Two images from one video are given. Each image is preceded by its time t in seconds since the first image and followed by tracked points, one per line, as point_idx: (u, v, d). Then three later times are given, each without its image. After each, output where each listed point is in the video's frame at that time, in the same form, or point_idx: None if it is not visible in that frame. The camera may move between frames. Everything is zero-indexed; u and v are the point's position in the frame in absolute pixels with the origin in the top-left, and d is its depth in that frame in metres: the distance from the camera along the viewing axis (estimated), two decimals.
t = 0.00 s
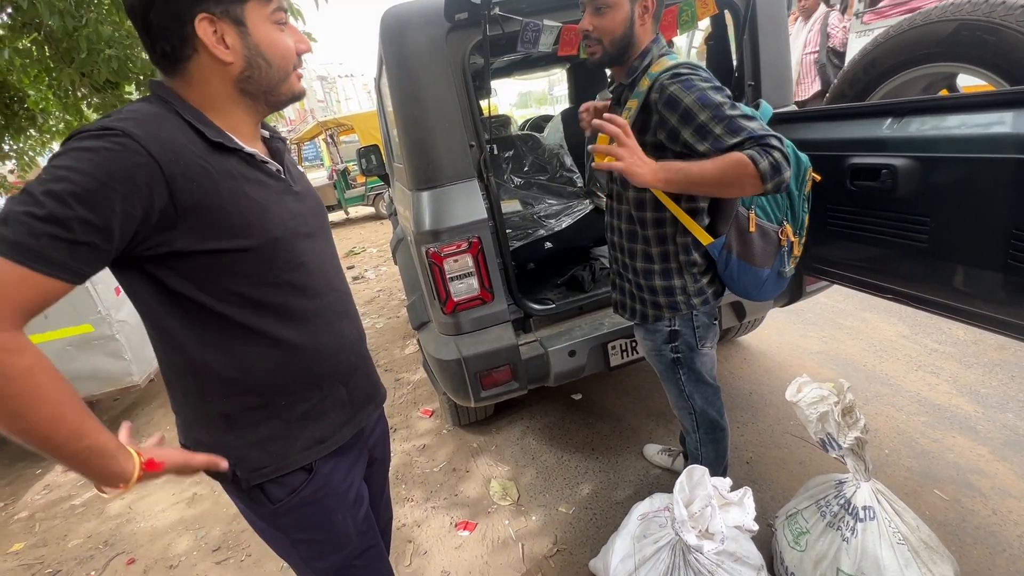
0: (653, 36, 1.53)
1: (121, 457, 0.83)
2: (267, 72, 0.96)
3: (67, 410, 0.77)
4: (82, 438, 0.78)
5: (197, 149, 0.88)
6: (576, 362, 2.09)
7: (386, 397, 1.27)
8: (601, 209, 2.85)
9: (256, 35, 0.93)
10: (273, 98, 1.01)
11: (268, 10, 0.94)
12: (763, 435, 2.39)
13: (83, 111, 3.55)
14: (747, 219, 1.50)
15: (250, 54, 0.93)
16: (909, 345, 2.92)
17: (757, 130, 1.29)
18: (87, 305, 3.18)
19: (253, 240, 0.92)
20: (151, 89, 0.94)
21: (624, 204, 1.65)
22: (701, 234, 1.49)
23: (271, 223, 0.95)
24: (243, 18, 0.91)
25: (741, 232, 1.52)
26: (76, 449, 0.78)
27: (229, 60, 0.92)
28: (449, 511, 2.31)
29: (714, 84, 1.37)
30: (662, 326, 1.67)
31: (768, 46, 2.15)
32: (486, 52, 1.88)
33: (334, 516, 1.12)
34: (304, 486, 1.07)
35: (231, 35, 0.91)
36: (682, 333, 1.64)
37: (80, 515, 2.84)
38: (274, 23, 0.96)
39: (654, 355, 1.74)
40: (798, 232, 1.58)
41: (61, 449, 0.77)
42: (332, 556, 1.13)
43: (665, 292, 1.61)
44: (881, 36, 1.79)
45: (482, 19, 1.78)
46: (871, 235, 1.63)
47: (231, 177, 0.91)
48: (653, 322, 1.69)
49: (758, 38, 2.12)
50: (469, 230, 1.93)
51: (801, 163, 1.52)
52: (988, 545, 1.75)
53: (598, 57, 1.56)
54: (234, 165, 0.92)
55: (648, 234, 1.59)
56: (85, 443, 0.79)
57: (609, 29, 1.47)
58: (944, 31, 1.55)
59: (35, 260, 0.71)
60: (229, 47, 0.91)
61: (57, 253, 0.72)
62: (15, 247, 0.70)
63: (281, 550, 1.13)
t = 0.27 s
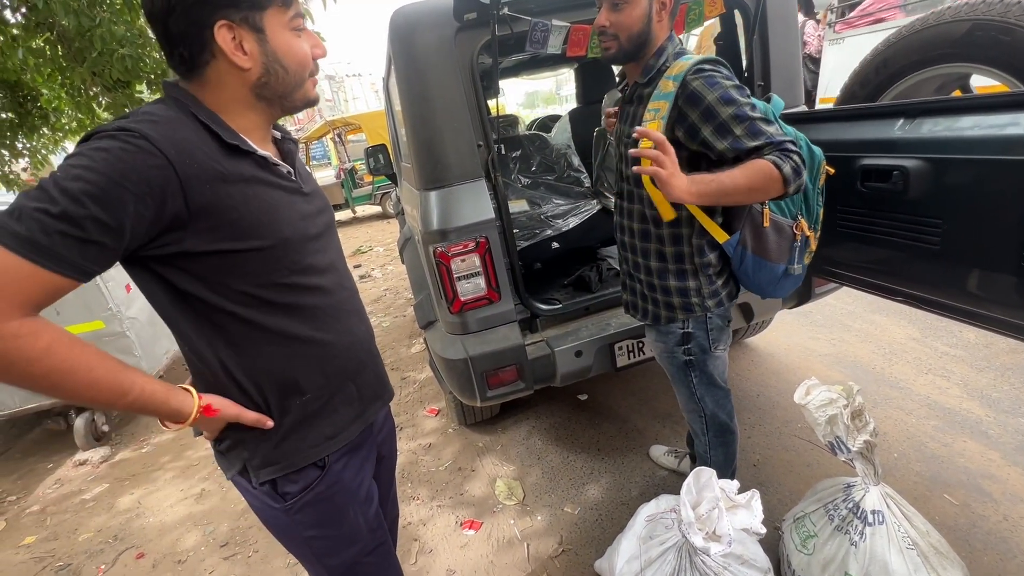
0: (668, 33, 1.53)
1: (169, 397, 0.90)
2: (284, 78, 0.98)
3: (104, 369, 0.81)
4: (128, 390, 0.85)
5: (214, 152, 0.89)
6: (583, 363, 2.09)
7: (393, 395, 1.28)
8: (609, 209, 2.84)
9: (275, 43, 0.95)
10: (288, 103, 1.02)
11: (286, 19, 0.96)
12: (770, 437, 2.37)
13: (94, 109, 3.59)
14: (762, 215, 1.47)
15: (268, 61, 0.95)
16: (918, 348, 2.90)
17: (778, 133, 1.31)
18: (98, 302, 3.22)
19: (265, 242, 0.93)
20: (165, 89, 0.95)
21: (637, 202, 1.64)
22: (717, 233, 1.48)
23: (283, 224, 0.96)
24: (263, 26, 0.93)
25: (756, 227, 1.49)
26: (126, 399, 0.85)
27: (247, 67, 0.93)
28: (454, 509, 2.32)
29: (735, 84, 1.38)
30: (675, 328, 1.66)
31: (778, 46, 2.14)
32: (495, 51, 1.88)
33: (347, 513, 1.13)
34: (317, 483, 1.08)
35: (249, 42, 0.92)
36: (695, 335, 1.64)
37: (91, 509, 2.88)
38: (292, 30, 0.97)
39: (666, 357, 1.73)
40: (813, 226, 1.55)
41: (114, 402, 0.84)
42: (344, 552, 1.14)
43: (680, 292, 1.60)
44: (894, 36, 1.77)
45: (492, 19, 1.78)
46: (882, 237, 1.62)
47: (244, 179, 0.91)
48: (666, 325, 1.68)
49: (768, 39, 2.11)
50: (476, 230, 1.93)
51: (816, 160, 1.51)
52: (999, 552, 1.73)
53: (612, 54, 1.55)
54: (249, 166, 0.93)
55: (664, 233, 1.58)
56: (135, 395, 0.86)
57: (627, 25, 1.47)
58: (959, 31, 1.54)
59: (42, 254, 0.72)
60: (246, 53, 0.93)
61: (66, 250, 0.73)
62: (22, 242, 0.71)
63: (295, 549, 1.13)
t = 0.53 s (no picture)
0: (683, 37, 1.52)
1: (198, 404, 0.89)
2: (292, 78, 0.97)
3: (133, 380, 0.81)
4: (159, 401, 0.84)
5: (224, 160, 0.88)
6: (592, 366, 2.08)
7: (409, 399, 1.26)
8: (617, 211, 2.85)
9: (285, 42, 0.94)
10: (297, 104, 1.01)
11: (294, 16, 0.95)
12: (780, 443, 2.35)
13: (106, 108, 3.61)
14: (784, 220, 1.49)
15: (275, 59, 0.94)
16: (932, 353, 2.86)
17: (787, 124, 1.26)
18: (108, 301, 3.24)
19: (278, 249, 0.92)
20: (173, 94, 0.94)
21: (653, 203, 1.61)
22: (739, 237, 1.45)
23: (295, 229, 0.95)
24: (271, 22, 0.92)
25: (778, 233, 1.51)
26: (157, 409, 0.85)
27: (254, 64, 0.93)
28: (461, 512, 2.31)
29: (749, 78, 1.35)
30: (691, 333, 1.64)
31: (792, 47, 2.11)
32: (506, 52, 1.87)
33: (359, 519, 1.12)
34: (330, 489, 1.07)
35: (257, 39, 0.92)
36: (711, 340, 1.62)
37: (99, 507, 2.89)
38: (300, 29, 0.97)
39: (680, 362, 1.71)
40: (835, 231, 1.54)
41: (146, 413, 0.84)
42: (356, 559, 1.13)
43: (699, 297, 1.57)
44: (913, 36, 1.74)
45: (503, 20, 1.77)
46: (899, 242, 1.59)
47: (253, 184, 0.91)
48: (682, 329, 1.66)
49: (782, 40, 2.08)
50: (486, 232, 1.92)
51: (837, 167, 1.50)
52: (1016, 563, 1.70)
53: (628, 55, 1.53)
54: (257, 171, 0.92)
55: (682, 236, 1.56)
56: (165, 407, 0.85)
57: (644, 28, 1.45)
58: (980, 32, 1.51)
59: (66, 276, 0.71)
60: (254, 50, 0.92)
61: (87, 268, 0.73)
62: (45, 263, 0.70)
63: (307, 556, 1.12)
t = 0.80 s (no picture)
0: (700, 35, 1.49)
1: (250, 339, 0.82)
2: (300, 72, 0.96)
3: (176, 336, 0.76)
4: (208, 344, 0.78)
5: (226, 155, 0.88)
6: (600, 368, 2.06)
7: (414, 401, 1.26)
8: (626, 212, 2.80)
9: (293, 36, 0.94)
10: (303, 100, 1.00)
11: (303, 11, 0.95)
12: (789, 447, 2.33)
13: (114, 107, 3.62)
14: (803, 225, 1.49)
15: (283, 52, 0.93)
16: (943, 357, 2.82)
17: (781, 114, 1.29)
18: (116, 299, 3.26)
19: (283, 246, 0.92)
20: (177, 91, 0.93)
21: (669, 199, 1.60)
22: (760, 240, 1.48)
23: (301, 226, 0.94)
24: (280, 16, 0.92)
25: (796, 239, 1.51)
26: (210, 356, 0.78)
27: (261, 56, 0.92)
28: (466, 513, 2.30)
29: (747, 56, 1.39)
30: (701, 334, 1.62)
31: (804, 47, 2.09)
32: (516, 51, 1.86)
33: (365, 521, 1.11)
34: (335, 491, 1.06)
35: (265, 31, 0.91)
36: (723, 342, 1.60)
37: (106, 504, 2.90)
38: (308, 24, 0.96)
39: (690, 364, 1.69)
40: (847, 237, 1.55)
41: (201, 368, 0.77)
42: (363, 561, 1.12)
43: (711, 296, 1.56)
44: (929, 36, 1.72)
45: (513, 19, 1.76)
46: (913, 245, 1.57)
47: (257, 179, 0.90)
48: (693, 330, 1.64)
49: (794, 40, 2.07)
50: (494, 232, 1.91)
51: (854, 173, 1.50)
52: None
53: (646, 62, 1.53)
54: (257, 167, 0.92)
55: (695, 235, 1.55)
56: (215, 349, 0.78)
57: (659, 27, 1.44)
58: (999, 32, 1.48)
59: (79, 266, 0.69)
60: (262, 42, 0.91)
61: (97, 256, 0.71)
62: (58, 256, 0.68)
63: (311, 557, 1.11)
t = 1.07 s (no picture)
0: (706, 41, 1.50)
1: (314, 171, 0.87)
2: (294, 81, 0.94)
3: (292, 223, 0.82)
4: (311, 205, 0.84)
5: (225, 152, 0.91)
6: (602, 369, 2.06)
7: (415, 403, 1.25)
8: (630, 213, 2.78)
9: (291, 45, 0.92)
10: (294, 108, 0.99)
11: (304, 22, 0.93)
12: (793, 450, 2.31)
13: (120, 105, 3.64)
14: (808, 227, 1.48)
15: (279, 61, 0.91)
16: (949, 361, 2.81)
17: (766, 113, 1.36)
18: (120, 297, 3.28)
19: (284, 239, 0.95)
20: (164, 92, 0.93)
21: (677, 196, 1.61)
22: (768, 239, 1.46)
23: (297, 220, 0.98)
24: (281, 25, 0.90)
25: (800, 240, 1.50)
26: (320, 212, 0.85)
27: (257, 63, 0.90)
28: (468, 514, 2.29)
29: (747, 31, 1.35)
30: (707, 335, 1.61)
31: (810, 48, 2.07)
32: (521, 51, 1.85)
33: (359, 525, 1.10)
34: (329, 496, 1.05)
35: (262, 38, 0.89)
36: (728, 344, 1.59)
37: (108, 502, 2.90)
38: (309, 35, 0.94)
39: (695, 366, 1.68)
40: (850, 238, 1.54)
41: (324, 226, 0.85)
42: (357, 567, 1.12)
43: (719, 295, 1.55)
44: (937, 38, 1.70)
45: (518, 18, 1.75)
46: (919, 248, 1.56)
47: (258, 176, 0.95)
48: (700, 332, 1.63)
49: (800, 41, 2.05)
50: (496, 232, 1.90)
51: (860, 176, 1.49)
52: None
53: (654, 64, 1.54)
54: (254, 163, 0.95)
55: (702, 231, 1.55)
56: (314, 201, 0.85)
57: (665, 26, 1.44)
58: (1009, 34, 1.47)
59: (217, 237, 0.75)
60: (259, 49, 0.89)
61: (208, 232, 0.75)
62: (203, 241, 0.75)
63: (303, 561, 1.11)
